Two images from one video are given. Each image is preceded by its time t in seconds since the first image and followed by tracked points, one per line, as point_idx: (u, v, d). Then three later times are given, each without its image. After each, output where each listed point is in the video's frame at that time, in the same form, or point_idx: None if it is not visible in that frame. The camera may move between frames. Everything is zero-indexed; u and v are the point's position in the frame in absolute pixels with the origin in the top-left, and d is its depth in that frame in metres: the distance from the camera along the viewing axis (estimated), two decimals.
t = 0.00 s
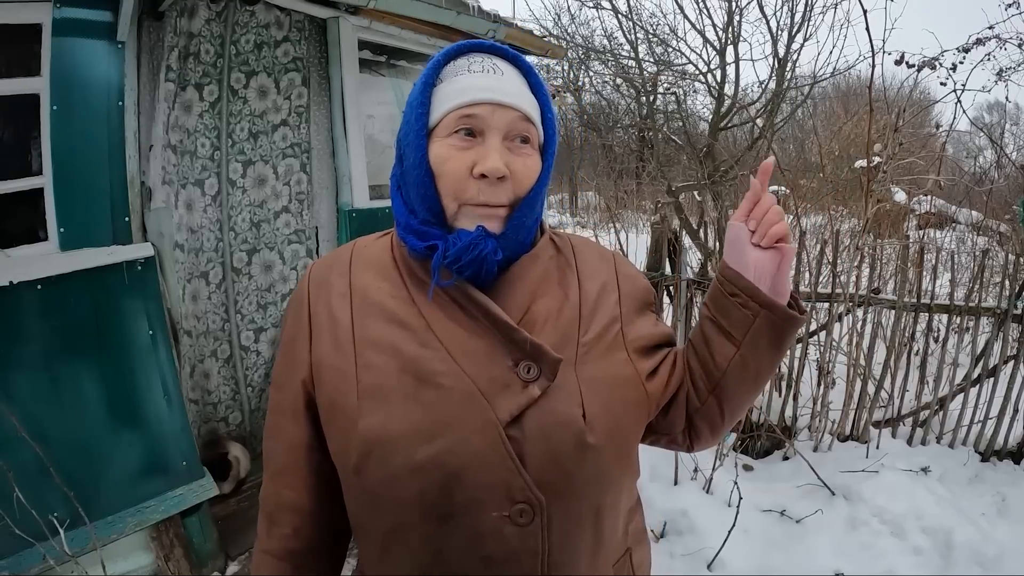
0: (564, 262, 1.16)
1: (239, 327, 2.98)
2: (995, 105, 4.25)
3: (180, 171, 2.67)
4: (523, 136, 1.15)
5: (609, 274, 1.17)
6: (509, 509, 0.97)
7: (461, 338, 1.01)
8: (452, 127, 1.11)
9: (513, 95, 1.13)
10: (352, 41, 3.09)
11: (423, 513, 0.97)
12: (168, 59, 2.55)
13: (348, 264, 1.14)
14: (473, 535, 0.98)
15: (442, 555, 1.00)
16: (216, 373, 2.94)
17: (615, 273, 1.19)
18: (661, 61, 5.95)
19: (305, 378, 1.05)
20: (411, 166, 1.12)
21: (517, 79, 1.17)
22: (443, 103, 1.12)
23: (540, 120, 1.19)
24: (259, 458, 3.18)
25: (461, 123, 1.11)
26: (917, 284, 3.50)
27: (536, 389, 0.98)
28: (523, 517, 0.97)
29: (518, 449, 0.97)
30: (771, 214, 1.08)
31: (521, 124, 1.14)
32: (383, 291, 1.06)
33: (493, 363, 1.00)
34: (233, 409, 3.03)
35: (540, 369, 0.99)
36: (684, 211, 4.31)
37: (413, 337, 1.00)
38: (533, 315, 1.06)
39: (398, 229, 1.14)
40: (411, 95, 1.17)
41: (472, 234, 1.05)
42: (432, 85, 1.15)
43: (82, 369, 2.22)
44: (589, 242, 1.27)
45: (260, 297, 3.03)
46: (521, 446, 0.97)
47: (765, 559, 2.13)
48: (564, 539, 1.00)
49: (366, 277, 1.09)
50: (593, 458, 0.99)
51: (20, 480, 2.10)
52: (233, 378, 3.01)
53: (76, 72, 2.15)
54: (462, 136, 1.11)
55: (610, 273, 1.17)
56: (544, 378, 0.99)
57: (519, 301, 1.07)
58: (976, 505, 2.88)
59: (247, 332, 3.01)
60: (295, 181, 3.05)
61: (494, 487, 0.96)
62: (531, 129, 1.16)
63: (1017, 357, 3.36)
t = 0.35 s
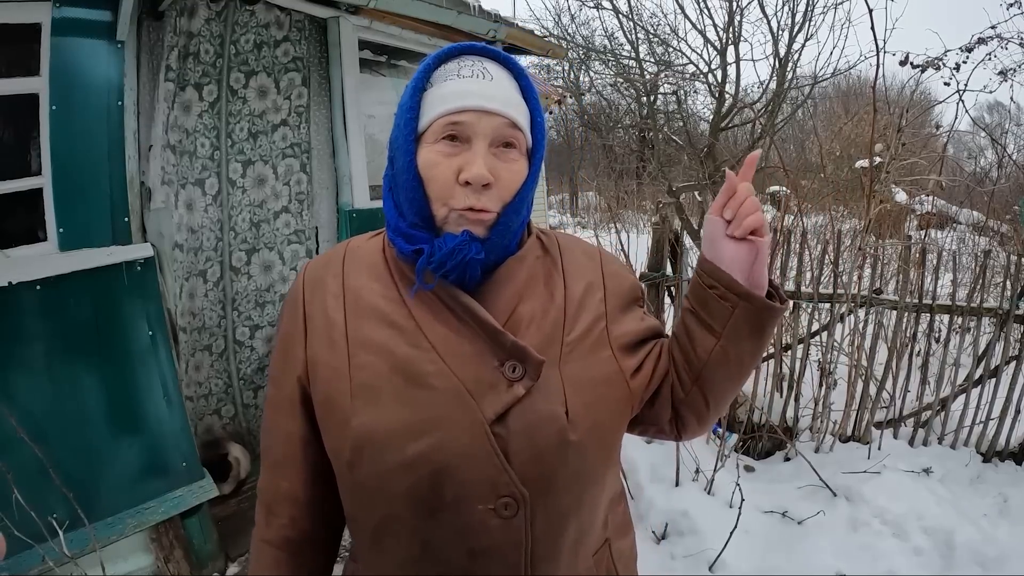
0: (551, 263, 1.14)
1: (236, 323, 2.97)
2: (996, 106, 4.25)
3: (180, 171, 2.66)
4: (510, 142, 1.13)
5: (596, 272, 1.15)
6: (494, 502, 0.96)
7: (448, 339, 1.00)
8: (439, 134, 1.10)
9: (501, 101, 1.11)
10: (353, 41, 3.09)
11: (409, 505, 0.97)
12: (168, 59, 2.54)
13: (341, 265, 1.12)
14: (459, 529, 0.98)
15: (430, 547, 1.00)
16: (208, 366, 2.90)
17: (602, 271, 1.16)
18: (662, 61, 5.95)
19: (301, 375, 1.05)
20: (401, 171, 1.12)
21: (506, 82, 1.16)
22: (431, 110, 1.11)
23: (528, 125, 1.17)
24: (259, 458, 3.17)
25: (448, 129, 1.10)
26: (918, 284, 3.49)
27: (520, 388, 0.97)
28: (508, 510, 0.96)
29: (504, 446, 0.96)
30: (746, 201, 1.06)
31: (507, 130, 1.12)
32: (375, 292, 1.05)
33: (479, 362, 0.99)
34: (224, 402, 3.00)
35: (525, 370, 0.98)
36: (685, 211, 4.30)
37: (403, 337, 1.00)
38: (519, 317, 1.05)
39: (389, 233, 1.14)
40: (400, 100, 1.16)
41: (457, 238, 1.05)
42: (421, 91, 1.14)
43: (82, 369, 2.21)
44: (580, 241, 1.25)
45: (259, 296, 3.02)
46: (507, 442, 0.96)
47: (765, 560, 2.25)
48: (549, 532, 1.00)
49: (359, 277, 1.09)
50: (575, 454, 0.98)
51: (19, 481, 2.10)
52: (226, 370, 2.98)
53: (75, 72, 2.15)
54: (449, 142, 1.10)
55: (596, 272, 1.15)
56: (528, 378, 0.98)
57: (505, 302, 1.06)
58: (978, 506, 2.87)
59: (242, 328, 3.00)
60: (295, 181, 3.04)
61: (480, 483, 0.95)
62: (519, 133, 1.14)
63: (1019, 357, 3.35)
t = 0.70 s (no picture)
0: (543, 255, 1.13)
1: (233, 321, 2.96)
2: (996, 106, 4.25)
3: (179, 170, 2.65)
4: (500, 142, 1.12)
5: (587, 262, 1.14)
6: (498, 491, 0.97)
7: (448, 335, 1.00)
8: (430, 136, 1.09)
9: (490, 103, 1.10)
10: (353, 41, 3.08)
11: (412, 496, 0.97)
12: (167, 59, 2.53)
13: (340, 267, 1.11)
14: (461, 519, 0.98)
15: (435, 538, 1.00)
16: (205, 361, 2.90)
17: (593, 260, 1.15)
18: (663, 61, 5.93)
19: (303, 374, 1.04)
20: (394, 174, 1.11)
21: (496, 84, 1.14)
22: (422, 113, 1.10)
23: (519, 125, 1.15)
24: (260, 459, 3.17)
25: (439, 131, 1.09)
26: (920, 284, 3.48)
27: (520, 380, 0.96)
28: (512, 498, 0.97)
29: (505, 436, 0.96)
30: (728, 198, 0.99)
31: (497, 131, 1.11)
32: (373, 291, 1.05)
33: (482, 354, 0.99)
34: (220, 397, 2.99)
35: (523, 361, 0.97)
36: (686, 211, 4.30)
37: (403, 336, 0.99)
38: (515, 311, 1.04)
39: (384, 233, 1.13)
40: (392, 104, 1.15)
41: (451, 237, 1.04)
42: (412, 94, 1.13)
43: (81, 369, 2.20)
44: (568, 233, 1.24)
45: (258, 295, 3.01)
46: (507, 433, 0.96)
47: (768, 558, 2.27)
48: (551, 518, 1.00)
49: (358, 275, 1.08)
50: (573, 443, 0.98)
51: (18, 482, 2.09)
52: (223, 365, 2.96)
53: (74, 71, 2.14)
54: (441, 145, 1.09)
55: (588, 263, 1.13)
56: (527, 369, 0.97)
57: (500, 296, 1.05)
58: (980, 506, 2.87)
59: (240, 325, 2.99)
60: (294, 181, 3.03)
61: (481, 473, 0.96)
62: (509, 134, 1.13)
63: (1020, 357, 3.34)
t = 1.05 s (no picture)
0: (558, 242, 1.14)
1: (233, 320, 2.95)
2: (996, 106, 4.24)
3: (179, 170, 2.64)
4: (511, 126, 1.14)
5: (601, 249, 1.15)
6: (543, 476, 0.97)
7: (482, 325, 0.99)
8: (444, 125, 1.10)
9: (497, 90, 1.13)
10: (352, 40, 3.07)
11: (458, 488, 0.96)
12: (167, 59, 2.53)
13: (360, 267, 1.09)
14: (507, 505, 0.98)
15: (481, 526, 1.00)
16: (205, 360, 2.89)
17: (607, 247, 1.16)
18: (663, 61, 5.93)
19: (330, 378, 1.03)
20: (412, 162, 1.11)
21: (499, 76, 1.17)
22: (433, 106, 1.12)
23: (523, 110, 1.18)
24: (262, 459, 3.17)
25: (453, 119, 1.11)
26: (921, 284, 3.48)
27: (558, 366, 0.97)
28: (557, 482, 0.98)
29: (549, 422, 0.97)
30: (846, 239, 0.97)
31: (506, 115, 1.13)
32: (399, 287, 1.04)
33: (517, 343, 0.99)
34: (220, 396, 2.98)
35: (560, 349, 0.98)
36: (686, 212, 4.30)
37: (438, 327, 0.99)
38: (544, 299, 1.04)
39: (406, 224, 1.12)
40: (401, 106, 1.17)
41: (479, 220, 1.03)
42: (421, 93, 1.15)
43: (81, 368, 2.20)
44: (576, 220, 1.25)
45: (257, 295, 3.01)
46: (550, 419, 0.96)
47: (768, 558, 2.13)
48: (591, 499, 1.02)
49: (381, 272, 1.07)
50: (610, 422, 1.00)
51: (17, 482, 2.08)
52: (223, 365, 2.96)
53: (72, 71, 2.14)
54: (455, 131, 1.10)
55: (603, 249, 1.15)
56: (564, 356, 0.98)
57: (528, 283, 1.05)
58: (981, 506, 2.86)
59: (240, 325, 2.98)
60: (294, 181, 3.03)
61: (527, 459, 0.96)
62: (518, 116, 1.16)
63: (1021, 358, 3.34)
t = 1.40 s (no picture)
0: (563, 229, 1.22)
1: (233, 321, 2.95)
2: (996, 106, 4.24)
3: (178, 171, 2.65)
4: (510, 119, 1.27)
5: (604, 234, 1.23)
6: (587, 455, 1.02)
7: (512, 312, 1.03)
8: (452, 115, 1.20)
9: (495, 88, 1.28)
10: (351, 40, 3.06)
11: (507, 479, 0.99)
12: (166, 60, 2.53)
13: (376, 272, 1.10)
14: (558, 489, 1.01)
15: (533, 514, 1.02)
16: (205, 361, 2.90)
17: (608, 232, 1.24)
18: (664, 61, 5.93)
19: (354, 391, 1.02)
20: (422, 150, 1.16)
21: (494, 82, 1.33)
22: (439, 101, 1.23)
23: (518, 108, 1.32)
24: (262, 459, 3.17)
25: (460, 110, 1.21)
26: (921, 285, 3.48)
27: (587, 346, 1.03)
28: (601, 459, 1.02)
29: (586, 402, 1.02)
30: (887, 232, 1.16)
31: (506, 108, 1.27)
32: (423, 287, 1.06)
33: (547, 328, 1.03)
34: (220, 397, 2.98)
35: (587, 330, 1.04)
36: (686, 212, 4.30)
37: (468, 322, 1.02)
38: (566, 285, 1.09)
39: (418, 213, 1.13)
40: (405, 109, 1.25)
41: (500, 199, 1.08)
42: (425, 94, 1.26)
43: (81, 368, 2.20)
44: (572, 210, 1.34)
45: (257, 295, 3.01)
46: (586, 397, 1.02)
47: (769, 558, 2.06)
48: (630, 473, 1.08)
49: (400, 276, 1.08)
50: (640, 393, 1.07)
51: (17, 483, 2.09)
52: (223, 365, 2.96)
53: (72, 72, 2.14)
54: (463, 120, 1.20)
55: (606, 234, 1.22)
56: (592, 335, 1.04)
57: (546, 270, 1.10)
58: (981, 507, 2.86)
59: (240, 326, 2.99)
60: (293, 181, 3.03)
61: (570, 440, 1.00)
62: (514, 111, 1.30)
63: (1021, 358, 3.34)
